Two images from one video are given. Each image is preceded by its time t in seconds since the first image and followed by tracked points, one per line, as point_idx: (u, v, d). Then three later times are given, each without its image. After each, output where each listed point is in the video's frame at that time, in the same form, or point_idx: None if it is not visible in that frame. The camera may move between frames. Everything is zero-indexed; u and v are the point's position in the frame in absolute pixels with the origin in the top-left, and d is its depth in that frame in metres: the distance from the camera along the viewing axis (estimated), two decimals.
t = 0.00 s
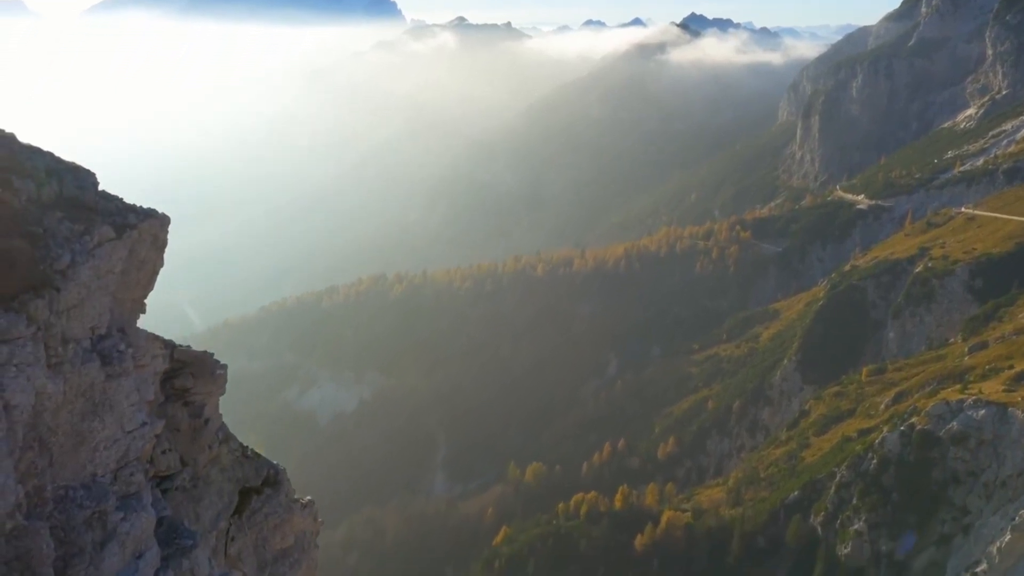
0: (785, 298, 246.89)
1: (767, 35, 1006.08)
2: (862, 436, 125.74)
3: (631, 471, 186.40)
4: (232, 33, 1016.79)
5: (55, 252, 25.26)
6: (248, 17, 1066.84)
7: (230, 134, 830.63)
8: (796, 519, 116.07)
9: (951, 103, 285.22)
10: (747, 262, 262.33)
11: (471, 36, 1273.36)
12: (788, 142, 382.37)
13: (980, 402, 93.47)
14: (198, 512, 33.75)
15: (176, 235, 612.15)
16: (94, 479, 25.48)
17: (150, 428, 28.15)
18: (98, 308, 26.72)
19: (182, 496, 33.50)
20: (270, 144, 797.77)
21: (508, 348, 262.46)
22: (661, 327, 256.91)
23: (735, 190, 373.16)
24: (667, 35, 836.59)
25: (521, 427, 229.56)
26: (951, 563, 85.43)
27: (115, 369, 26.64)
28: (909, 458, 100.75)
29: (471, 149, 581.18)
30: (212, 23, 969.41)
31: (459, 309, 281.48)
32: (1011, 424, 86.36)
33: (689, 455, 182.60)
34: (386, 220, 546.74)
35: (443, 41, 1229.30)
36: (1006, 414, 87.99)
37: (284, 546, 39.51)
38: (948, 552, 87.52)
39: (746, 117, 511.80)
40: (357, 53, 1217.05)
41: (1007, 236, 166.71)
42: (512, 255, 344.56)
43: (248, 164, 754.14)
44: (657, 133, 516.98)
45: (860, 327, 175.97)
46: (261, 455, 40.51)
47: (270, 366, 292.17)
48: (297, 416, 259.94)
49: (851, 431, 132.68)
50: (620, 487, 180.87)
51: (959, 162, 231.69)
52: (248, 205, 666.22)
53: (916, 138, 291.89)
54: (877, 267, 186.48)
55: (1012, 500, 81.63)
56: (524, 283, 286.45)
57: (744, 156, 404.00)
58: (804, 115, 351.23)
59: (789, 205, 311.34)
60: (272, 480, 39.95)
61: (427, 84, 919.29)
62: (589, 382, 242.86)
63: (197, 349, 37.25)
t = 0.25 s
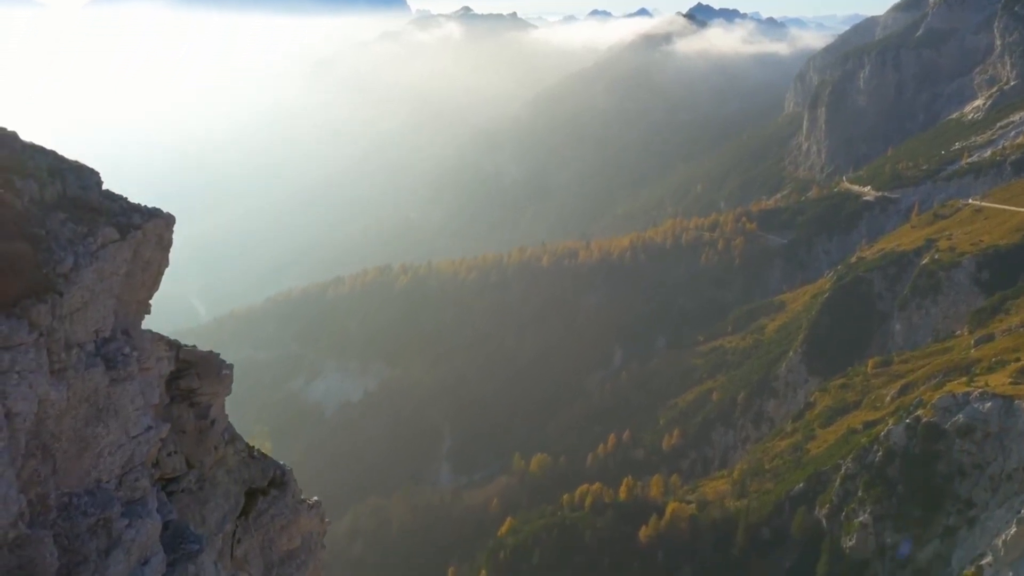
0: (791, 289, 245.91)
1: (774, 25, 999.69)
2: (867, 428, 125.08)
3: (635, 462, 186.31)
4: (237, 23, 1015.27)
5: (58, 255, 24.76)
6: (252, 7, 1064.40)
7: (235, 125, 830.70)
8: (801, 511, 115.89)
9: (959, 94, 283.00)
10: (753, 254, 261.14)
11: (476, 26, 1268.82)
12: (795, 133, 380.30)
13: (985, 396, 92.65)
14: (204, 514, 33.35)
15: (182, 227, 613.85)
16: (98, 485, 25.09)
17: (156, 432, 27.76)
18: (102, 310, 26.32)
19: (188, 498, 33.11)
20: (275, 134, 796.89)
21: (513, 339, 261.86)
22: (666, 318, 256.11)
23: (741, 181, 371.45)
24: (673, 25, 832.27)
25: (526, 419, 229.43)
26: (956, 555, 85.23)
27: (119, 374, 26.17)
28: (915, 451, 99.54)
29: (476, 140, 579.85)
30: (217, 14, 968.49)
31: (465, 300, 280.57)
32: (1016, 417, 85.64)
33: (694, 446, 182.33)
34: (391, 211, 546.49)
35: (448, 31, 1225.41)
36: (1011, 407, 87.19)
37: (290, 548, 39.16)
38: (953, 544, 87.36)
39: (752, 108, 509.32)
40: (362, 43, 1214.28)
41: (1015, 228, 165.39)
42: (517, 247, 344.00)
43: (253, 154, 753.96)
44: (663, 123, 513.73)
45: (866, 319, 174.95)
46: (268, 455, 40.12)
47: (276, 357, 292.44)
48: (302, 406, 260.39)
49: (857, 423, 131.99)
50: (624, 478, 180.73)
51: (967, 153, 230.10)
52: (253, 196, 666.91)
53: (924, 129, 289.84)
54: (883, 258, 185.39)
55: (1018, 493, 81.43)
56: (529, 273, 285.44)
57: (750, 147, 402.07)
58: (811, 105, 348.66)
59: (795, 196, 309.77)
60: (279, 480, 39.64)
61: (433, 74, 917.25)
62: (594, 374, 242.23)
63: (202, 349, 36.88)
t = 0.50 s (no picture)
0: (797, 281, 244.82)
1: (780, 16, 994.09)
2: (873, 421, 124.46)
3: (640, 454, 185.93)
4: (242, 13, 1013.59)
5: (61, 259, 24.36)
6: None
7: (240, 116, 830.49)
8: (806, 503, 115.44)
9: (966, 85, 280.85)
10: (759, 245, 259.88)
11: (481, 16, 1263.97)
12: (801, 124, 378.10)
13: (992, 388, 92.11)
14: (210, 517, 32.99)
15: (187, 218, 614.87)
16: (102, 492, 24.71)
17: (161, 437, 27.40)
18: (107, 313, 25.88)
19: (193, 501, 32.74)
20: (280, 125, 796.60)
21: (518, 330, 261.44)
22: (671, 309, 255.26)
23: (747, 173, 369.70)
24: (679, 15, 827.95)
25: (531, 410, 229.23)
26: (960, 548, 85.27)
27: (124, 378, 25.76)
28: (920, 444, 99.32)
29: (481, 131, 578.71)
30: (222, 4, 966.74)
31: (470, 291, 280.14)
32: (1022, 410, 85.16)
33: (698, 438, 181.91)
34: (395, 202, 546.18)
35: (453, 21, 1221.06)
36: (1018, 400, 86.69)
37: (297, 550, 38.86)
38: (958, 537, 87.23)
39: (759, 98, 506.91)
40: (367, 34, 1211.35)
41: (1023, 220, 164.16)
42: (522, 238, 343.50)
43: (258, 144, 754.02)
44: (669, 114, 510.49)
45: (872, 311, 173.95)
46: (275, 455, 39.86)
47: (281, 347, 292.70)
48: (307, 396, 259.95)
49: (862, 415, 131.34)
50: (629, 469, 179.93)
51: (975, 145, 228.66)
52: (258, 186, 667.29)
53: (931, 120, 287.55)
54: (889, 250, 184.30)
55: None
56: (534, 265, 284.94)
57: (756, 138, 400.15)
58: (818, 96, 345.95)
59: (801, 187, 308.13)
60: (285, 481, 39.32)
61: (438, 65, 914.84)
62: (599, 365, 241.80)
63: (208, 349, 36.55)
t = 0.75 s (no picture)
0: (803, 273, 243.78)
1: (787, 6, 988.21)
2: (878, 414, 123.73)
3: (645, 445, 185.60)
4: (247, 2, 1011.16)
5: (64, 263, 23.87)
6: None
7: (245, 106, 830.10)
8: (811, 495, 114.86)
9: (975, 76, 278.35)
10: (765, 237, 258.63)
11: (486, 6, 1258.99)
12: (808, 115, 375.82)
13: (999, 381, 91.51)
14: (217, 519, 32.63)
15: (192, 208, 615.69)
16: (106, 498, 24.36)
17: (166, 442, 26.99)
18: (111, 317, 25.43)
19: (199, 503, 32.33)
20: (285, 115, 795.95)
21: (523, 322, 260.99)
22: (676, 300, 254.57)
23: (753, 164, 367.88)
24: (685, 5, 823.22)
25: (536, 402, 228.90)
26: (965, 541, 85.04)
27: (128, 383, 25.32)
28: (926, 436, 98.85)
29: (486, 121, 577.45)
30: None
31: (475, 282, 279.71)
32: None
33: (703, 430, 181.48)
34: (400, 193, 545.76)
35: (458, 11, 1216.31)
36: None
37: (303, 551, 38.55)
38: (963, 530, 86.92)
39: (765, 89, 504.16)
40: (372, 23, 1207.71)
41: None
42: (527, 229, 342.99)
43: (263, 134, 753.81)
44: (675, 105, 507.44)
45: (878, 303, 172.91)
46: (282, 456, 39.47)
47: (286, 337, 292.81)
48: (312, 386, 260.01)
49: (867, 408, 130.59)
50: (634, 461, 179.45)
51: (983, 136, 226.96)
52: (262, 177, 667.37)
53: (939, 111, 285.05)
54: (896, 242, 183.04)
55: None
56: (539, 256, 284.31)
57: (762, 129, 398.16)
58: (824, 87, 343.26)
59: (807, 179, 306.49)
60: (292, 482, 38.97)
61: (443, 54, 911.85)
62: (604, 357, 241.29)
63: (214, 350, 36.10)
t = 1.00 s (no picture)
0: (808, 265, 242.45)
1: None
2: (884, 406, 122.91)
3: (650, 437, 185.21)
4: None
5: (66, 267, 23.35)
6: None
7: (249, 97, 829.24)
8: (816, 487, 114.27)
9: (982, 67, 275.58)
10: (771, 228, 257.37)
11: None
12: (814, 106, 373.37)
13: (1004, 373, 90.63)
14: (222, 522, 32.25)
15: (197, 199, 616.11)
16: (111, 505, 23.97)
17: (171, 447, 26.65)
18: (114, 321, 24.93)
19: (205, 506, 31.92)
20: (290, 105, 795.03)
21: (527, 313, 260.33)
22: (681, 291, 253.49)
23: (759, 155, 365.74)
24: None
25: (541, 393, 228.25)
26: (970, 533, 84.43)
27: (132, 389, 24.92)
28: (932, 428, 98.07)
29: (491, 112, 575.70)
30: None
31: (479, 274, 279.17)
32: None
33: (708, 421, 181.06)
34: (405, 183, 544.84)
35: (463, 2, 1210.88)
36: None
37: (310, 553, 38.29)
38: (968, 522, 86.28)
39: (771, 79, 500.65)
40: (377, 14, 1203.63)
41: None
42: (532, 221, 342.30)
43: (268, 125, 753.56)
44: (681, 96, 504.68)
45: (883, 295, 171.67)
46: (288, 457, 39.10)
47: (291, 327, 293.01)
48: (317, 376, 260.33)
49: (873, 400, 129.92)
50: (639, 452, 178.88)
51: (991, 127, 224.82)
52: (267, 167, 667.22)
53: (946, 102, 282.59)
54: (903, 233, 181.60)
55: None
56: (544, 247, 283.69)
57: (768, 119, 395.61)
58: (831, 78, 340.97)
59: (814, 170, 304.61)
60: (298, 482, 38.67)
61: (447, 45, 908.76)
62: (609, 347, 240.59)
63: (219, 350, 35.65)
